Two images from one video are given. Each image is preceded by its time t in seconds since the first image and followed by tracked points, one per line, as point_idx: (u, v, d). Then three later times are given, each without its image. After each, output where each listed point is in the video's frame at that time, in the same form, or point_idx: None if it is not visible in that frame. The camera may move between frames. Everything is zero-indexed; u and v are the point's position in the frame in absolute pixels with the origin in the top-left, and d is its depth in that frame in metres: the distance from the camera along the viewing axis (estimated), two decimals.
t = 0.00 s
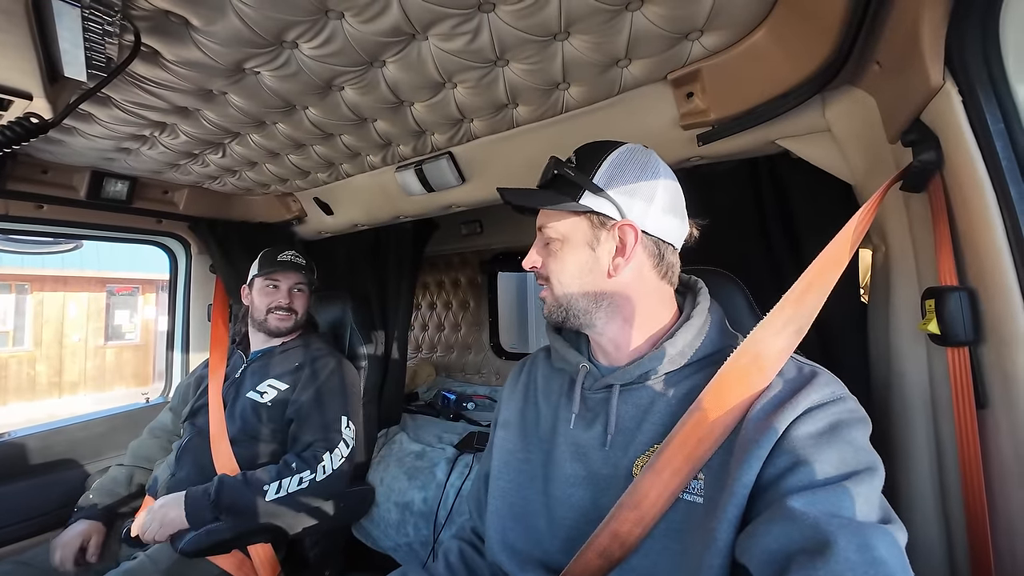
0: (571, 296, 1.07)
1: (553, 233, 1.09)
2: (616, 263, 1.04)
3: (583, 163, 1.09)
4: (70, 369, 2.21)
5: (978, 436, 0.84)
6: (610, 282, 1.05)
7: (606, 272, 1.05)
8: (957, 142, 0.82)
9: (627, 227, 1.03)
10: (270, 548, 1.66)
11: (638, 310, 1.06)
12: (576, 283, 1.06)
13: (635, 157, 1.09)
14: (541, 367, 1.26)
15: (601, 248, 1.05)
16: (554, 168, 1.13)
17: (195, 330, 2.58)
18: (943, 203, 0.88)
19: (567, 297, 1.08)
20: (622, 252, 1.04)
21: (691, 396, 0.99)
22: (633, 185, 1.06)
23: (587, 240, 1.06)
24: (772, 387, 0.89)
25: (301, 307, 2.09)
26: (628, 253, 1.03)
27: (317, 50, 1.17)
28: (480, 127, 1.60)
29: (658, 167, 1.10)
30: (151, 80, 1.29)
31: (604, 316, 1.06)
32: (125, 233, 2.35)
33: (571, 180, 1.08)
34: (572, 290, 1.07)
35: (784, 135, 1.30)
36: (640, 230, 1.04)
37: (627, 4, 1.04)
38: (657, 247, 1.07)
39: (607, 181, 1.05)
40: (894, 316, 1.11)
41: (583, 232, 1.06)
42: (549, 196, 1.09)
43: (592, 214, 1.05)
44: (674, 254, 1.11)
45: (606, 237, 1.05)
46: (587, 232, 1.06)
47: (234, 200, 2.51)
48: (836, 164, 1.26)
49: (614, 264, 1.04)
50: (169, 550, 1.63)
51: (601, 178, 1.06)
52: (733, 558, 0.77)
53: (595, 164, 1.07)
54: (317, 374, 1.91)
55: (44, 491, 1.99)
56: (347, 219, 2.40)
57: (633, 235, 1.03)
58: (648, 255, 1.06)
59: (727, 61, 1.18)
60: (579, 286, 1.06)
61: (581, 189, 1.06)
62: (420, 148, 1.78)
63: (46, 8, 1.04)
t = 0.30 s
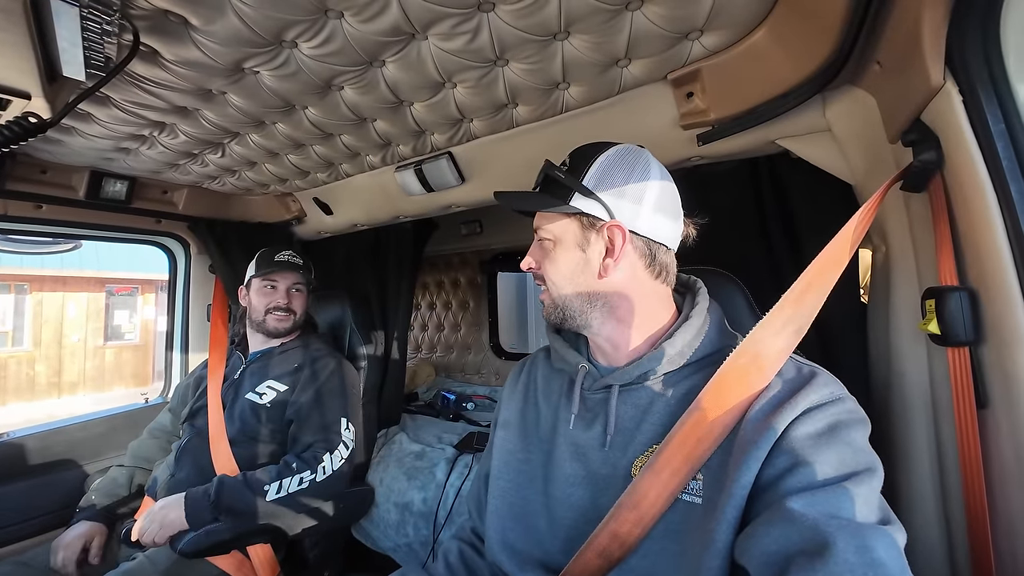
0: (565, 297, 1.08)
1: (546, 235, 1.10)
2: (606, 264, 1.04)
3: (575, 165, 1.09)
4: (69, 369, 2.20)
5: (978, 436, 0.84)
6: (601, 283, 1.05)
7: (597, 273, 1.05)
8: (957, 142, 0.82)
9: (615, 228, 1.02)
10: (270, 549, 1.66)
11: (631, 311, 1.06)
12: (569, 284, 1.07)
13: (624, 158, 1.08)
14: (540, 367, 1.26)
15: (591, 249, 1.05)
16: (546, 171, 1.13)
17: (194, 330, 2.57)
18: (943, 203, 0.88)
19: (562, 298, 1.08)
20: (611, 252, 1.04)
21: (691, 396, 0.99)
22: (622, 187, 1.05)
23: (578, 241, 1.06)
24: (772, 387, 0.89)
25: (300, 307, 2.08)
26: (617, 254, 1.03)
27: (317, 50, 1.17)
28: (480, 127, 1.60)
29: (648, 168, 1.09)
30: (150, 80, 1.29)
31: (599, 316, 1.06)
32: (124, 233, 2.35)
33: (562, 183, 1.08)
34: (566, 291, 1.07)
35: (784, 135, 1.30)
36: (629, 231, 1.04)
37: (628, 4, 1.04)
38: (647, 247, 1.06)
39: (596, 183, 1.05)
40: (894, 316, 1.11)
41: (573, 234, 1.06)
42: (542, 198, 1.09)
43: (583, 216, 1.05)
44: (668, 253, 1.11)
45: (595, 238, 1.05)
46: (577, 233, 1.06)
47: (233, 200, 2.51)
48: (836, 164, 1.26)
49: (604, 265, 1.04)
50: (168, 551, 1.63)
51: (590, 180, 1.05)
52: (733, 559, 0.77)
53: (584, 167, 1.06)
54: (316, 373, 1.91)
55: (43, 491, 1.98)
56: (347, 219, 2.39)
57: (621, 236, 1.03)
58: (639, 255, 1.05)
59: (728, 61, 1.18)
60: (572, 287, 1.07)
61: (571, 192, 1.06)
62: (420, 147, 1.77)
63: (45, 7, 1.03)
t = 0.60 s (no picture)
0: (565, 297, 1.08)
1: (545, 235, 1.10)
2: (607, 265, 1.04)
3: (574, 165, 1.09)
4: (68, 370, 2.20)
5: (977, 435, 0.84)
6: (601, 283, 1.05)
7: (597, 273, 1.05)
8: (955, 142, 0.83)
9: (615, 228, 1.02)
10: (269, 550, 1.67)
11: (632, 311, 1.06)
12: (569, 284, 1.07)
13: (624, 158, 1.08)
14: (540, 367, 1.26)
15: (591, 249, 1.05)
16: (545, 171, 1.13)
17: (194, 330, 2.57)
18: (941, 202, 0.88)
19: (562, 298, 1.08)
20: (612, 252, 1.04)
21: (690, 396, 0.99)
22: (621, 188, 1.05)
23: (578, 242, 1.06)
24: (772, 387, 0.89)
25: (283, 309, 2.05)
26: (617, 254, 1.03)
27: (316, 50, 1.17)
28: (479, 127, 1.60)
29: (647, 167, 1.09)
30: (149, 80, 1.29)
31: (598, 317, 1.06)
32: (123, 234, 2.35)
33: (561, 183, 1.08)
34: (566, 292, 1.08)
35: (783, 135, 1.30)
36: (629, 231, 1.04)
37: (627, 4, 1.04)
38: (647, 247, 1.06)
39: (595, 184, 1.05)
40: (893, 316, 1.11)
41: (574, 234, 1.06)
42: (542, 200, 1.09)
43: (582, 217, 1.05)
44: (668, 253, 1.11)
45: (595, 238, 1.05)
46: (578, 233, 1.06)
47: (233, 200, 2.51)
48: (835, 164, 1.26)
49: (604, 265, 1.04)
50: (167, 552, 1.63)
51: (588, 180, 1.05)
52: (733, 559, 0.77)
53: (582, 167, 1.07)
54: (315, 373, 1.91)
55: (41, 491, 1.98)
56: (346, 219, 2.39)
57: (622, 237, 1.03)
58: (639, 255, 1.05)
59: (727, 61, 1.18)
60: (571, 287, 1.07)
61: (570, 193, 1.06)
62: (419, 148, 1.77)
63: (43, 7, 1.03)
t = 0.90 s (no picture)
0: (563, 298, 1.08)
1: (544, 236, 1.10)
2: (605, 265, 1.04)
3: (573, 165, 1.09)
4: (67, 370, 2.20)
5: (974, 436, 0.84)
6: (600, 284, 1.05)
7: (596, 274, 1.05)
8: (952, 143, 0.83)
9: (614, 228, 1.03)
10: (268, 551, 1.67)
11: (630, 312, 1.06)
12: (567, 285, 1.07)
13: (624, 158, 1.08)
14: (539, 368, 1.26)
15: (589, 250, 1.05)
16: (543, 171, 1.13)
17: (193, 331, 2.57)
18: (938, 203, 0.88)
19: (560, 299, 1.08)
20: (611, 253, 1.04)
21: (688, 397, 0.99)
22: (619, 188, 1.05)
23: (576, 242, 1.06)
24: (770, 388, 0.89)
25: (271, 309, 2.01)
26: (616, 254, 1.03)
27: (314, 50, 1.17)
28: (478, 127, 1.60)
29: (647, 167, 1.09)
30: (147, 80, 1.29)
31: (597, 318, 1.06)
32: (121, 234, 2.34)
33: (559, 184, 1.08)
34: (564, 293, 1.08)
35: (781, 135, 1.31)
36: (628, 232, 1.04)
37: (624, 5, 1.04)
38: (646, 247, 1.06)
39: (594, 184, 1.05)
40: (890, 316, 1.11)
41: (572, 234, 1.06)
42: (541, 200, 1.09)
43: (581, 217, 1.05)
44: (667, 254, 1.11)
45: (594, 239, 1.05)
46: (577, 234, 1.06)
47: (231, 200, 2.51)
48: (833, 164, 1.26)
49: (603, 266, 1.04)
50: (166, 552, 1.62)
51: (587, 181, 1.05)
52: (731, 560, 0.77)
53: (581, 167, 1.07)
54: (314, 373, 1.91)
55: (40, 492, 1.98)
56: (345, 219, 2.39)
57: (620, 237, 1.03)
58: (637, 256, 1.05)
59: (725, 62, 1.18)
60: (569, 288, 1.07)
61: (569, 193, 1.06)
62: (418, 148, 1.77)
63: (41, 7, 1.03)
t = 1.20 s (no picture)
0: (571, 298, 1.06)
1: (550, 235, 1.09)
2: (619, 265, 1.04)
3: (580, 163, 1.09)
4: (66, 371, 2.20)
5: (970, 435, 0.85)
6: (612, 283, 1.05)
7: (608, 273, 1.05)
8: (947, 143, 0.83)
9: (629, 227, 1.03)
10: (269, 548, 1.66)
11: (638, 312, 1.07)
12: (577, 284, 1.06)
13: (633, 157, 1.09)
14: (538, 369, 1.27)
15: (602, 249, 1.05)
16: (549, 170, 1.12)
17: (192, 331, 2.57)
18: (934, 203, 0.88)
19: (568, 299, 1.07)
20: (625, 253, 1.04)
21: (686, 397, 1.00)
22: (632, 187, 1.06)
23: (587, 241, 1.06)
24: (768, 388, 0.89)
25: (265, 310, 2.00)
26: (630, 254, 1.04)
27: (313, 52, 1.17)
28: (476, 128, 1.61)
29: (653, 168, 1.11)
30: (146, 81, 1.29)
31: (604, 319, 1.06)
32: (120, 234, 2.34)
33: (568, 182, 1.08)
34: (573, 293, 1.06)
35: (778, 136, 1.31)
36: (642, 231, 1.05)
37: (622, 7, 1.04)
38: (656, 247, 1.08)
39: (606, 182, 1.05)
40: (887, 316, 1.12)
41: (584, 234, 1.06)
42: (547, 198, 1.08)
43: (592, 215, 1.05)
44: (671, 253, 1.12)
45: (607, 238, 1.05)
46: (589, 233, 1.05)
47: (230, 201, 2.51)
48: (830, 165, 1.27)
49: (616, 265, 1.04)
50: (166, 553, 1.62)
51: (599, 179, 1.05)
52: (729, 559, 0.78)
53: (593, 166, 1.07)
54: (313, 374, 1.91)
55: (38, 493, 1.98)
56: (344, 220, 2.39)
57: (635, 236, 1.04)
58: (648, 257, 1.07)
59: (722, 63, 1.19)
60: (579, 288, 1.06)
61: (580, 192, 1.05)
62: (417, 149, 1.77)
63: (41, 9, 1.04)
